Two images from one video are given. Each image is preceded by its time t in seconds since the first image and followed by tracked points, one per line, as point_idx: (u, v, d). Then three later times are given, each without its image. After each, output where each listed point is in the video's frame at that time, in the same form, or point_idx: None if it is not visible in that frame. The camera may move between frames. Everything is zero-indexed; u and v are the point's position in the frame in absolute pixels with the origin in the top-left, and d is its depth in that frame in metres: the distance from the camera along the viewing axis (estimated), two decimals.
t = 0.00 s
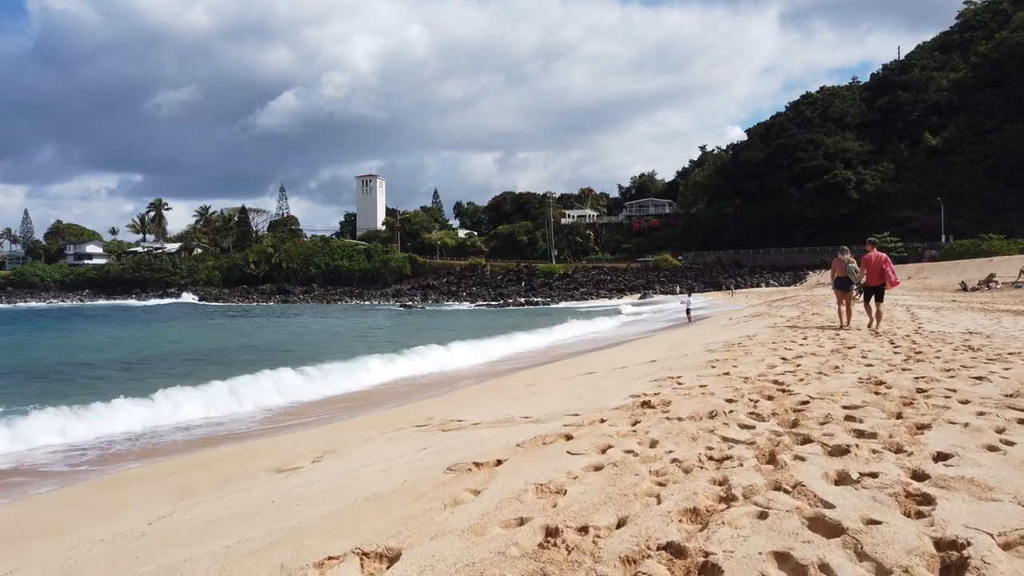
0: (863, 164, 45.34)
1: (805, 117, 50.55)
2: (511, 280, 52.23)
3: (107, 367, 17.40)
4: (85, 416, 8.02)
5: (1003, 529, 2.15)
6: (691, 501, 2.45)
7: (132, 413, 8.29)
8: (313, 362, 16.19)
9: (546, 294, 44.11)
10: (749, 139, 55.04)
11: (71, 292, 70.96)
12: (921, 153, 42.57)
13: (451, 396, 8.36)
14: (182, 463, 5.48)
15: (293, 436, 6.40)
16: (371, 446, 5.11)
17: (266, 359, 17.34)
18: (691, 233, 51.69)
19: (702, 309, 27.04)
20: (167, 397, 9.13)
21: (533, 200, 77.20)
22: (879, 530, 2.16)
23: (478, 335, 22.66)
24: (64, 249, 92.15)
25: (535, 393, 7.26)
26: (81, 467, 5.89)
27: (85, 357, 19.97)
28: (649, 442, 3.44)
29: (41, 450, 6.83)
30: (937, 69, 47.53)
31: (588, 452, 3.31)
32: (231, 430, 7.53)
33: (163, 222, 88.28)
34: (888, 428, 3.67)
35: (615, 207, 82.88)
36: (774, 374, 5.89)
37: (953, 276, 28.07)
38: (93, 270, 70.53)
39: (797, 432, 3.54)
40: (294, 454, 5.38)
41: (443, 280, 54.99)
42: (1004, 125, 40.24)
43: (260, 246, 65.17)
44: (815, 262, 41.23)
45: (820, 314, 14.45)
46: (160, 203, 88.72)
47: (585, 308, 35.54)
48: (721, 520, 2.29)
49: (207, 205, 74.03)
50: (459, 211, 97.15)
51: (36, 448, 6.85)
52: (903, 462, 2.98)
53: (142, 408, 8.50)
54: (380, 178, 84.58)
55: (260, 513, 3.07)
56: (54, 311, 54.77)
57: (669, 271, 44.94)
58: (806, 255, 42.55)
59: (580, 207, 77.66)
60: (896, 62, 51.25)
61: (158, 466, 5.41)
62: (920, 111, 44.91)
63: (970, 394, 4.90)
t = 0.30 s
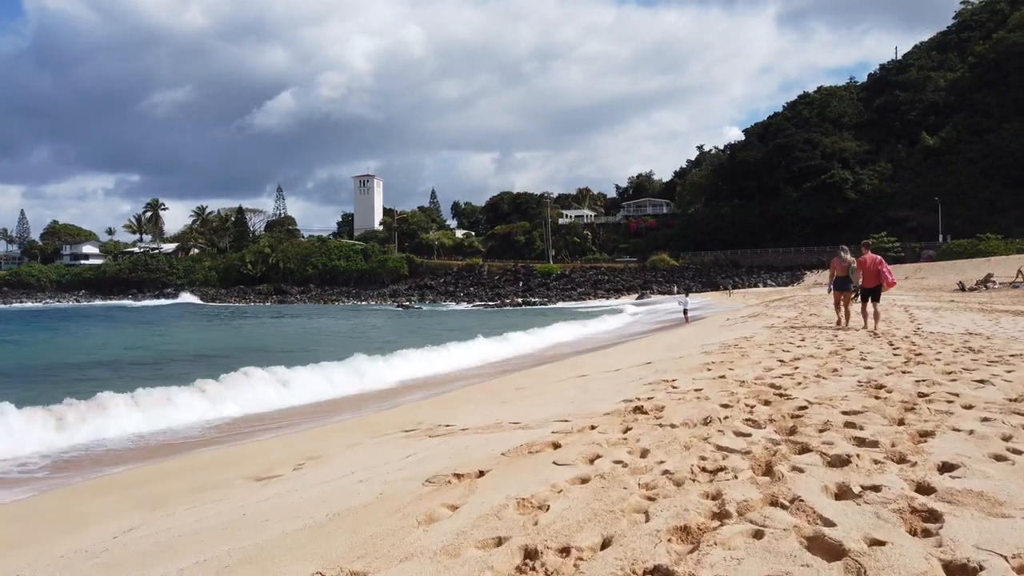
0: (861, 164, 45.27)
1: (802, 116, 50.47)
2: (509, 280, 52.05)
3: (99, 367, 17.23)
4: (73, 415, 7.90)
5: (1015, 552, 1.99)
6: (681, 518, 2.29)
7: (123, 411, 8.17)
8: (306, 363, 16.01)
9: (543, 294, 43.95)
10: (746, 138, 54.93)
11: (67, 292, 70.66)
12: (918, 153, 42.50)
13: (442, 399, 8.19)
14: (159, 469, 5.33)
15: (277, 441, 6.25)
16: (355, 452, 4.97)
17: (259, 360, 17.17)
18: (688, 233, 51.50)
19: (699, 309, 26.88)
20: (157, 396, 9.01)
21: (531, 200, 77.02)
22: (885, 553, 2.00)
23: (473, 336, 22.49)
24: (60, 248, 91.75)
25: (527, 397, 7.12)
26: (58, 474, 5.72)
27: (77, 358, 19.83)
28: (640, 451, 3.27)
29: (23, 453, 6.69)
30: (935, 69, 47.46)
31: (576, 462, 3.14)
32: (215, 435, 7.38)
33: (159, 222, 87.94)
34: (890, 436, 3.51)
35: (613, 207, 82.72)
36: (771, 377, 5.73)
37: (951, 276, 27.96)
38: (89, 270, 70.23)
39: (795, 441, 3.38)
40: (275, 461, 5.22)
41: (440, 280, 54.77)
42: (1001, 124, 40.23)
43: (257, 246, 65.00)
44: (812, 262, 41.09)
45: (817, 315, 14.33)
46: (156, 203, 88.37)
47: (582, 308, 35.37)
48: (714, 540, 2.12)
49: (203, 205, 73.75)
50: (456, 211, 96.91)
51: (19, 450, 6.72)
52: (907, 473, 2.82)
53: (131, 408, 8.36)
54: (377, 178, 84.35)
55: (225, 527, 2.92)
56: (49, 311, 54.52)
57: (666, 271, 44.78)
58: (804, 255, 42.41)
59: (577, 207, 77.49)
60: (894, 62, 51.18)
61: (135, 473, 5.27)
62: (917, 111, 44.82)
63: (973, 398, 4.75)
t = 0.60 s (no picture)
0: (858, 164, 45.17)
1: (800, 117, 50.34)
2: (506, 280, 51.87)
3: (90, 368, 17.01)
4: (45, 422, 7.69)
5: None
6: (678, 547, 2.07)
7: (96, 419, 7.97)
8: (298, 364, 15.78)
9: (540, 294, 43.77)
10: (744, 138, 54.78)
11: (62, 292, 70.38)
12: (916, 153, 42.39)
13: (432, 402, 8.00)
14: (136, 477, 5.13)
15: (262, 446, 6.05)
16: (339, 461, 4.77)
17: (252, 361, 16.96)
18: (686, 232, 51.28)
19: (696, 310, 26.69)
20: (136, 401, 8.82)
21: (528, 200, 76.78)
22: None
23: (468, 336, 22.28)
24: (56, 248, 91.35)
25: (519, 401, 6.90)
26: (33, 483, 5.52)
27: (67, 358, 19.61)
28: (633, 465, 3.05)
29: None
30: (932, 69, 47.36)
31: (564, 478, 2.93)
32: (198, 442, 7.17)
33: (155, 221, 87.61)
34: (900, 448, 3.30)
35: (610, 207, 82.54)
36: (771, 382, 5.53)
37: (949, 276, 27.79)
38: (85, 270, 69.94)
39: (799, 454, 3.18)
40: (254, 470, 5.00)
41: (437, 280, 54.55)
42: (998, 125, 40.16)
43: (253, 246, 64.74)
44: (809, 262, 40.93)
45: (816, 316, 14.14)
46: (152, 203, 88.01)
47: (579, 308, 35.17)
48: (714, 574, 1.90)
49: (199, 205, 73.44)
50: (453, 211, 96.66)
51: None
52: (921, 492, 2.61)
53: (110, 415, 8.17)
54: (374, 178, 84.07)
55: (182, 551, 2.71)
56: (45, 311, 54.24)
57: (663, 271, 44.63)
58: (801, 255, 42.25)
59: (574, 207, 77.36)
60: (891, 63, 51.08)
61: (109, 481, 5.06)
62: (914, 111, 44.72)
63: (983, 405, 4.54)
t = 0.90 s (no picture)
0: (858, 164, 45.01)
1: (800, 116, 50.18)
2: (506, 280, 51.70)
3: (85, 368, 16.85)
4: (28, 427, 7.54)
5: None
6: None
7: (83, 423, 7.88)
8: (294, 364, 15.61)
9: (540, 294, 43.61)
10: (744, 138, 54.60)
11: (61, 292, 70.19)
12: (916, 153, 42.24)
13: (425, 406, 7.83)
14: (119, 483, 4.98)
15: (250, 451, 5.91)
16: (325, 469, 4.63)
17: (247, 361, 16.81)
18: (686, 232, 51.12)
19: (695, 310, 26.51)
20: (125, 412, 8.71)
21: (528, 200, 76.57)
22: None
23: (466, 337, 22.11)
24: (55, 248, 91.11)
25: (514, 405, 6.76)
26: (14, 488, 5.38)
27: (62, 359, 19.46)
28: (629, 480, 2.89)
29: None
30: (933, 69, 47.21)
31: (556, 494, 2.77)
32: (187, 446, 7.03)
33: (154, 221, 87.36)
34: (910, 461, 3.14)
35: (610, 207, 82.33)
36: (774, 387, 5.36)
37: (950, 277, 27.62)
38: (84, 270, 69.74)
39: (805, 467, 3.01)
40: (240, 478, 4.84)
41: (436, 280, 54.37)
42: (999, 125, 40.01)
43: (253, 245, 64.57)
44: (809, 262, 40.79)
45: (816, 317, 13.98)
46: (151, 202, 87.77)
47: (579, 309, 35.00)
48: None
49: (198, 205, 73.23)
50: (453, 211, 96.47)
51: None
52: (936, 511, 2.45)
53: (94, 420, 8.03)
54: (374, 178, 83.85)
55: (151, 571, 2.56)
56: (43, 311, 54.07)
57: (663, 271, 44.48)
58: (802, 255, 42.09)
59: (574, 207, 77.17)
60: (891, 63, 50.91)
61: (92, 487, 4.92)
62: (915, 111, 44.57)
63: (994, 413, 4.37)
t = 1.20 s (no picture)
0: (858, 164, 44.82)
1: (800, 116, 49.98)
2: (505, 280, 51.50)
3: (78, 369, 16.64)
4: (3, 440, 7.30)
5: None
6: None
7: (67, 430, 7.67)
8: (289, 364, 15.41)
9: (539, 294, 43.40)
10: (744, 138, 54.40)
11: (60, 292, 69.99)
12: (916, 153, 42.07)
13: (415, 408, 7.63)
14: (91, 493, 4.77)
15: (231, 455, 5.71)
16: (305, 476, 4.44)
17: (242, 362, 16.62)
18: (685, 232, 50.90)
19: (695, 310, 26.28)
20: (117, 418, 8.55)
21: (528, 200, 76.36)
22: None
23: (463, 337, 21.88)
24: (54, 248, 90.81)
25: (506, 408, 6.56)
26: None
27: (56, 359, 19.28)
28: (618, 493, 2.67)
29: None
30: (932, 69, 47.02)
31: (537, 507, 2.57)
32: (169, 452, 6.83)
33: (153, 221, 87.09)
34: (916, 470, 2.94)
35: (610, 208, 82.11)
36: (774, 390, 5.16)
37: (951, 277, 27.41)
38: (83, 270, 69.54)
39: (805, 476, 2.81)
40: (217, 484, 4.64)
41: (436, 280, 54.15)
42: (998, 125, 39.82)
43: (252, 246, 64.38)
44: (809, 263, 40.60)
45: (815, 317, 13.79)
46: (151, 202, 87.54)
47: (578, 309, 34.77)
48: None
49: (198, 205, 73.04)
50: (453, 211, 96.28)
51: None
52: (947, 527, 2.25)
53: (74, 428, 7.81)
54: (373, 178, 83.63)
55: None
56: (42, 312, 53.83)
57: (663, 272, 44.29)
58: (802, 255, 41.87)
59: (574, 207, 77.00)
60: (891, 63, 50.73)
61: (65, 493, 4.74)
62: (915, 111, 44.38)
63: (1002, 416, 4.17)
